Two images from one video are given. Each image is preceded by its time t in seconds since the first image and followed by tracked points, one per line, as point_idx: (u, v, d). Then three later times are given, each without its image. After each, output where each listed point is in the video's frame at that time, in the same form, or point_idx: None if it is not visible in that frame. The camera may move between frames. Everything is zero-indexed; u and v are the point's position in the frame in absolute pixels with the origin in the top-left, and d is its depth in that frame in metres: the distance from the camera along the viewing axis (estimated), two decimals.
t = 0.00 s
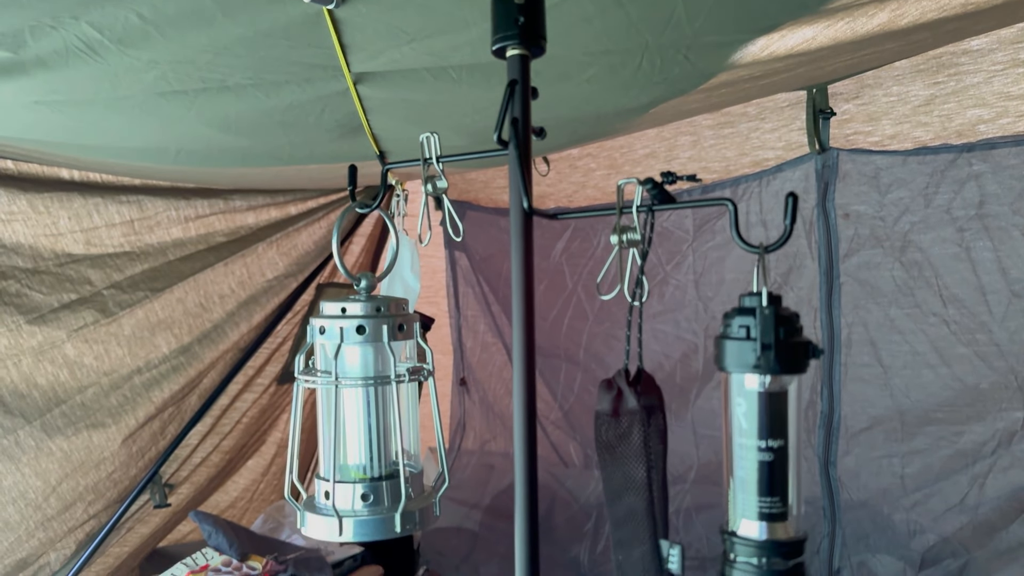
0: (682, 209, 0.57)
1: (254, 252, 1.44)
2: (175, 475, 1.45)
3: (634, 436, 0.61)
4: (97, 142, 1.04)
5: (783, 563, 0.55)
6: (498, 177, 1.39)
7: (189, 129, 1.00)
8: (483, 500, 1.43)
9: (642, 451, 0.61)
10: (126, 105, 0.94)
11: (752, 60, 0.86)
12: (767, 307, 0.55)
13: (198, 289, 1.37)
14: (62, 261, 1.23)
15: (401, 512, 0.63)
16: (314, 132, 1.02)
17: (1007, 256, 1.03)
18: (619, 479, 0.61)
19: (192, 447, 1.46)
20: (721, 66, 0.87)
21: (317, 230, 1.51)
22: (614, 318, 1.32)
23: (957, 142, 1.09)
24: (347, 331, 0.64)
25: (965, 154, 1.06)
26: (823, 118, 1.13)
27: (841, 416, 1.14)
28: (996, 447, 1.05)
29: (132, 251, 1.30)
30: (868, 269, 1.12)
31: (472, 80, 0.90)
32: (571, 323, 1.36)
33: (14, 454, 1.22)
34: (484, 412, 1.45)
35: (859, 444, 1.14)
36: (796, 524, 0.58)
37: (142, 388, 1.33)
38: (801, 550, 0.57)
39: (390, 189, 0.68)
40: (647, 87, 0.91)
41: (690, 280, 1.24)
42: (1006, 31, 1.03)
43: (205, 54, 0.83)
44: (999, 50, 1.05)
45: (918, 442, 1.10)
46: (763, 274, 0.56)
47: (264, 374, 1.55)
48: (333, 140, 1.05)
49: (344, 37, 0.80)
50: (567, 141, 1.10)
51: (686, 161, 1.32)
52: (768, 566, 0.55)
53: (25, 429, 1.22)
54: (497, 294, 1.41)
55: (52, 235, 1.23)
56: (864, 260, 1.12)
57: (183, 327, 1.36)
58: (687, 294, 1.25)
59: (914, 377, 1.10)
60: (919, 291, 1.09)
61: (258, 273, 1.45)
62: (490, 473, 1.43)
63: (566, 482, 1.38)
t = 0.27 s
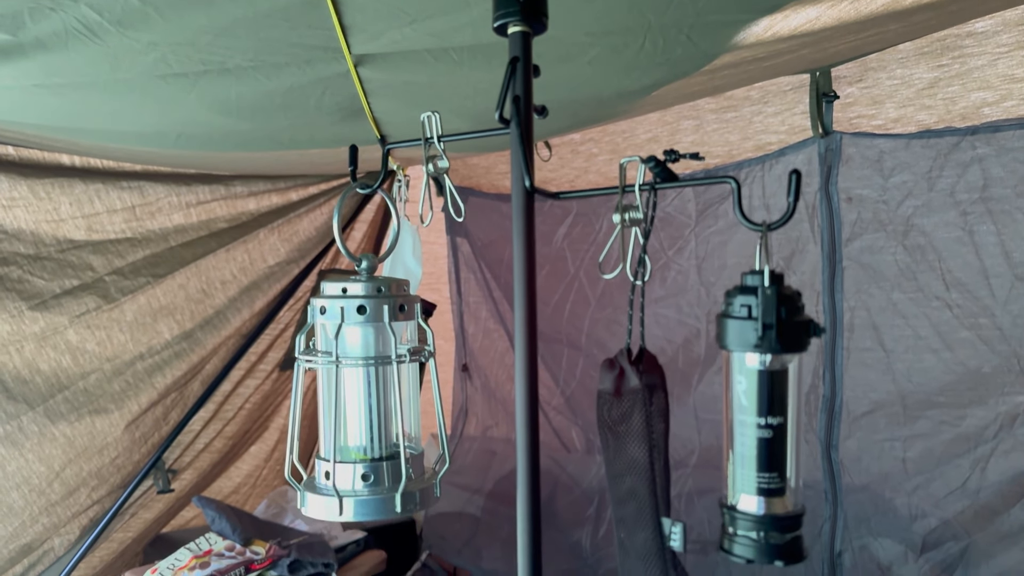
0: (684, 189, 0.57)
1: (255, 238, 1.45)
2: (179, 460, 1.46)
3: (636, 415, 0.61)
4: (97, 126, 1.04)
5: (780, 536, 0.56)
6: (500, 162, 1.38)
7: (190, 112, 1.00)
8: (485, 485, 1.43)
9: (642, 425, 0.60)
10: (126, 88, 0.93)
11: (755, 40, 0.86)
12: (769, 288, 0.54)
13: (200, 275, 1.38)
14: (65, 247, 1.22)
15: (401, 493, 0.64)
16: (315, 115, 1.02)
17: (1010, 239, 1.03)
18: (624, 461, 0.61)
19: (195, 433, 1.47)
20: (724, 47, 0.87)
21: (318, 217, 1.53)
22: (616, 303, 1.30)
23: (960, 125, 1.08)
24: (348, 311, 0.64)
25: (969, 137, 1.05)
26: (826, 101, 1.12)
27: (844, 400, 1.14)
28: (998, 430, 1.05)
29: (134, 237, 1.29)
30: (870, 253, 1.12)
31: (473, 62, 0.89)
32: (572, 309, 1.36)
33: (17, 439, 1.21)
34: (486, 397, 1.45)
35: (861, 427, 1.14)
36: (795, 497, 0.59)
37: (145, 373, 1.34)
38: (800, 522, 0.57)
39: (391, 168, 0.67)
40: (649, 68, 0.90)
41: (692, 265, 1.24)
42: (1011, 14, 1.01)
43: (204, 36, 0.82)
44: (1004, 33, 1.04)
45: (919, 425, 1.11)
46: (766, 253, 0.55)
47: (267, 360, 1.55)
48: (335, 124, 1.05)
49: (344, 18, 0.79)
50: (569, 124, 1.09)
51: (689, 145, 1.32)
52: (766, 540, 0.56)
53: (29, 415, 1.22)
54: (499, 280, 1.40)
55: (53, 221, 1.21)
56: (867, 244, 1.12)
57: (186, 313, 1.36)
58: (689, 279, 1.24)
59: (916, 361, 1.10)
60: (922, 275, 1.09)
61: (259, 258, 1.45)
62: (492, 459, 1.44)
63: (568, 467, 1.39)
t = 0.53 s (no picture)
0: (686, 168, 0.57)
1: (256, 224, 1.45)
2: (181, 446, 1.47)
3: (638, 398, 0.61)
4: (97, 111, 1.03)
5: (781, 519, 0.56)
6: (501, 148, 1.38)
7: (191, 96, 0.99)
8: (487, 471, 1.43)
9: (643, 404, 0.61)
10: (126, 73, 0.93)
11: (759, 22, 0.85)
12: (772, 266, 0.54)
13: (202, 261, 1.38)
14: (66, 233, 1.22)
15: (404, 474, 0.65)
16: (315, 100, 1.01)
17: (1013, 223, 1.03)
18: (627, 445, 0.61)
19: (198, 419, 1.48)
20: (727, 29, 0.86)
21: (318, 203, 1.52)
22: (617, 289, 1.30)
23: (964, 109, 1.07)
24: (350, 293, 0.64)
25: (973, 121, 1.04)
26: (830, 85, 1.12)
27: (845, 384, 1.14)
28: (1001, 415, 1.05)
29: (135, 223, 1.29)
30: (873, 237, 1.12)
31: (474, 45, 0.89)
32: (574, 296, 1.35)
33: (21, 425, 1.22)
34: (487, 383, 1.44)
35: (863, 412, 1.14)
36: (796, 480, 0.58)
37: (147, 359, 1.34)
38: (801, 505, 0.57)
39: (391, 150, 0.67)
40: (652, 50, 0.90)
41: (694, 251, 1.24)
42: None
43: (204, 19, 0.82)
44: (1008, 15, 1.03)
45: (921, 410, 1.11)
46: (768, 233, 0.55)
47: (269, 346, 1.55)
48: (335, 108, 1.05)
49: None
50: (571, 107, 1.09)
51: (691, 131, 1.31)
52: (766, 522, 0.56)
53: (32, 401, 1.22)
54: (500, 267, 1.39)
55: (54, 207, 1.20)
56: (870, 229, 1.12)
57: (187, 299, 1.37)
58: (691, 265, 1.24)
59: (918, 346, 1.10)
60: (925, 259, 1.09)
61: (261, 245, 1.45)
62: (493, 445, 1.43)
63: (569, 453, 1.39)
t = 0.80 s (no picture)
0: (688, 148, 0.57)
1: (258, 211, 1.44)
2: (183, 432, 1.48)
3: (640, 379, 0.61)
4: (98, 95, 1.03)
5: (786, 499, 0.56)
6: (503, 134, 1.37)
7: (191, 81, 0.99)
8: (489, 457, 1.43)
9: (643, 385, 0.61)
10: (125, 57, 0.93)
11: (762, 5, 0.85)
12: (774, 247, 0.54)
13: (203, 248, 1.38)
14: (67, 220, 1.22)
15: (405, 455, 0.65)
16: (315, 84, 1.01)
17: (1016, 209, 1.02)
18: (628, 428, 0.61)
19: (200, 405, 1.48)
20: (729, 12, 0.86)
21: (320, 189, 1.51)
22: (619, 277, 1.30)
23: (968, 94, 1.07)
24: (350, 276, 0.64)
25: (976, 106, 1.04)
26: (832, 70, 1.10)
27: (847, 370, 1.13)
28: (1002, 400, 1.05)
29: (135, 210, 1.29)
30: (875, 223, 1.11)
31: (475, 27, 0.88)
32: (575, 283, 1.35)
33: (23, 411, 1.22)
34: (489, 369, 1.44)
35: (865, 398, 1.14)
36: (800, 461, 0.59)
37: (149, 346, 1.34)
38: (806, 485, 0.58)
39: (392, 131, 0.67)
40: (654, 33, 0.89)
41: (696, 237, 1.23)
42: None
43: (203, 2, 0.81)
44: None
45: (923, 396, 1.10)
46: (770, 214, 0.55)
47: (271, 333, 1.55)
48: (336, 93, 1.04)
49: None
50: (572, 91, 1.08)
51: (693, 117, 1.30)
52: (771, 502, 0.56)
53: (34, 387, 1.23)
54: (502, 254, 1.39)
55: (55, 193, 1.20)
56: (872, 215, 1.12)
57: (189, 286, 1.37)
58: (693, 251, 1.24)
59: (920, 331, 1.10)
60: (927, 245, 1.08)
61: (262, 231, 1.45)
62: (495, 432, 1.43)
63: (570, 440, 1.40)
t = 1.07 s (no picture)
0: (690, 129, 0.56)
1: (260, 197, 1.43)
2: (186, 418, 1.48)
3: (642, 361, 0.61)
4: (98, 80, 1.03)
5: (780, 478, 0.56)
6: (505, 120, 1.37)
7: (191, 65, 0.99)
8: (491, 443, 1.44)
9: (645, 368, 0.61)
10: (126, 41, 0.92)
11: None
12: (776, 229, 0.54)
13: (205, 234, 1.38)
14: (69, 206, 1.21)
15: (406, 437, 0.65)
16: (317, 68, 1.01)
17: (1020, 194, 1.02)
18: (630, 410, 0.62)
19: (203, 390, 1.49)
20: None
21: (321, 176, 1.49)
22: (621, 263, 1.30)
23: (972, 80, 1.06)
24: (352, 258, 0.64)
25: (981, 91, 1.03)
26: (836, 55, 1.10)
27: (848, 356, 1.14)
28: (1004, 387, 1.05)
29: (137, 196, 1.28)
30: (877, 209, 1.12)
31: (478, 10, 0.88)
32: (578, 270, 1.35)
33: (26, 396, 1.23)
34: (491, 356, 1.44)
35: (866, 384, 1.14)
36: (796, 441, 0.59)
37: (152, 331, 1.35)
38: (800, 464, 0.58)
39: (393, 113, 0.66)
40: (656, 16, 0.89)
41: (699, 223, 1.23)
42: None
43: None
44: None
45: (924, 382, 1.11)
46: (772, 195, 0.55)
47: (273, 319, 1.56)
48: (337, 77, 1.04)
49: None
50: (574, 75, 1.08)
51: (696, 102, 1.30)
52: (766, 481, 0.56)
53: (37, 372, 1.23)
54: (504, 241, 1.39)
55: (57, 178, 1.19)
56: (874, 201, 1.12)
57: (191, 272, 1.37)
58: (695, 238, 1.23)
59: (922, 317, 1.10)
60: (930, 231, 1.08)
61: (264, 218, 1.44)
62: (497, 419, 1.44)
63: (572, 426, 1.40)
